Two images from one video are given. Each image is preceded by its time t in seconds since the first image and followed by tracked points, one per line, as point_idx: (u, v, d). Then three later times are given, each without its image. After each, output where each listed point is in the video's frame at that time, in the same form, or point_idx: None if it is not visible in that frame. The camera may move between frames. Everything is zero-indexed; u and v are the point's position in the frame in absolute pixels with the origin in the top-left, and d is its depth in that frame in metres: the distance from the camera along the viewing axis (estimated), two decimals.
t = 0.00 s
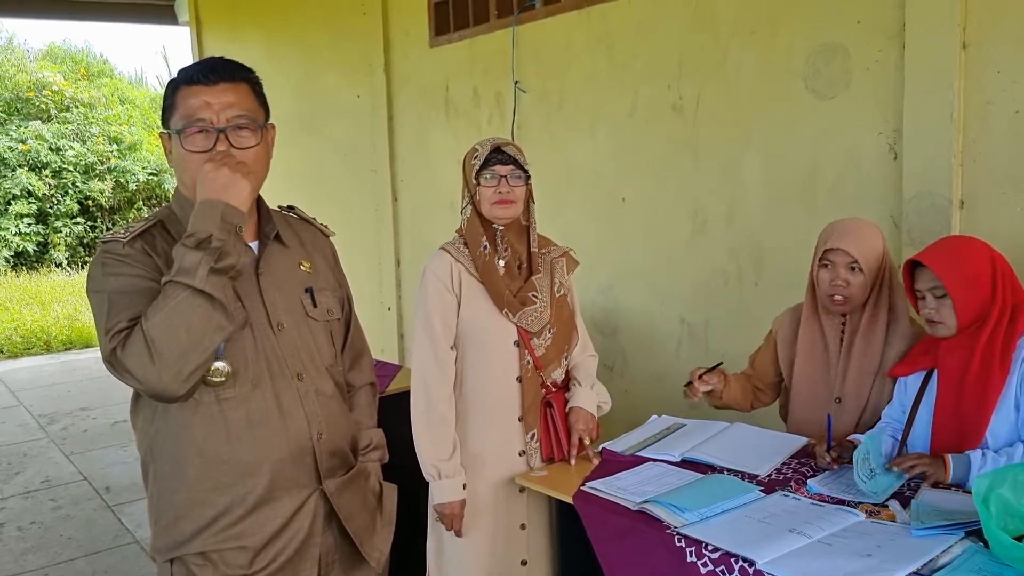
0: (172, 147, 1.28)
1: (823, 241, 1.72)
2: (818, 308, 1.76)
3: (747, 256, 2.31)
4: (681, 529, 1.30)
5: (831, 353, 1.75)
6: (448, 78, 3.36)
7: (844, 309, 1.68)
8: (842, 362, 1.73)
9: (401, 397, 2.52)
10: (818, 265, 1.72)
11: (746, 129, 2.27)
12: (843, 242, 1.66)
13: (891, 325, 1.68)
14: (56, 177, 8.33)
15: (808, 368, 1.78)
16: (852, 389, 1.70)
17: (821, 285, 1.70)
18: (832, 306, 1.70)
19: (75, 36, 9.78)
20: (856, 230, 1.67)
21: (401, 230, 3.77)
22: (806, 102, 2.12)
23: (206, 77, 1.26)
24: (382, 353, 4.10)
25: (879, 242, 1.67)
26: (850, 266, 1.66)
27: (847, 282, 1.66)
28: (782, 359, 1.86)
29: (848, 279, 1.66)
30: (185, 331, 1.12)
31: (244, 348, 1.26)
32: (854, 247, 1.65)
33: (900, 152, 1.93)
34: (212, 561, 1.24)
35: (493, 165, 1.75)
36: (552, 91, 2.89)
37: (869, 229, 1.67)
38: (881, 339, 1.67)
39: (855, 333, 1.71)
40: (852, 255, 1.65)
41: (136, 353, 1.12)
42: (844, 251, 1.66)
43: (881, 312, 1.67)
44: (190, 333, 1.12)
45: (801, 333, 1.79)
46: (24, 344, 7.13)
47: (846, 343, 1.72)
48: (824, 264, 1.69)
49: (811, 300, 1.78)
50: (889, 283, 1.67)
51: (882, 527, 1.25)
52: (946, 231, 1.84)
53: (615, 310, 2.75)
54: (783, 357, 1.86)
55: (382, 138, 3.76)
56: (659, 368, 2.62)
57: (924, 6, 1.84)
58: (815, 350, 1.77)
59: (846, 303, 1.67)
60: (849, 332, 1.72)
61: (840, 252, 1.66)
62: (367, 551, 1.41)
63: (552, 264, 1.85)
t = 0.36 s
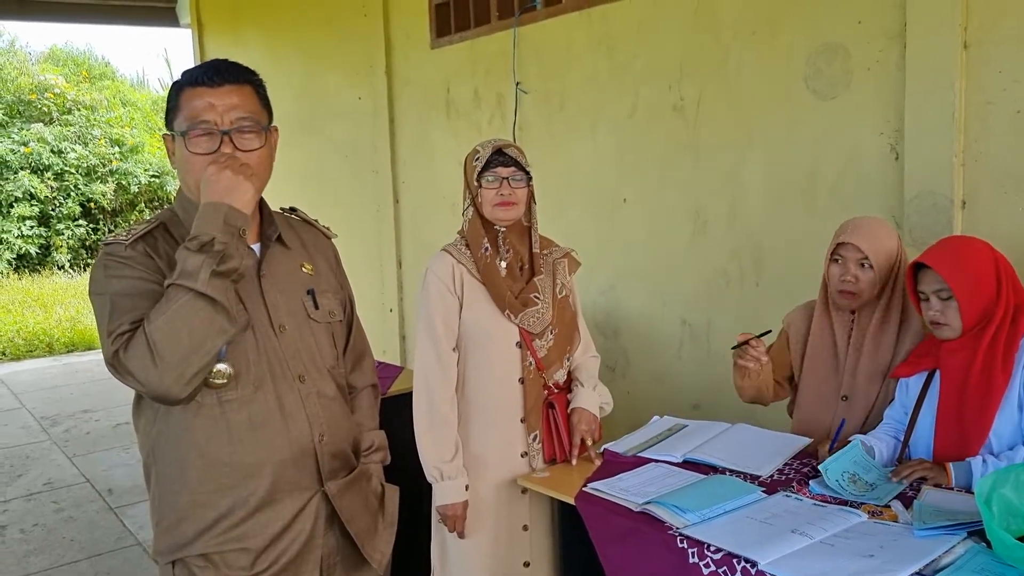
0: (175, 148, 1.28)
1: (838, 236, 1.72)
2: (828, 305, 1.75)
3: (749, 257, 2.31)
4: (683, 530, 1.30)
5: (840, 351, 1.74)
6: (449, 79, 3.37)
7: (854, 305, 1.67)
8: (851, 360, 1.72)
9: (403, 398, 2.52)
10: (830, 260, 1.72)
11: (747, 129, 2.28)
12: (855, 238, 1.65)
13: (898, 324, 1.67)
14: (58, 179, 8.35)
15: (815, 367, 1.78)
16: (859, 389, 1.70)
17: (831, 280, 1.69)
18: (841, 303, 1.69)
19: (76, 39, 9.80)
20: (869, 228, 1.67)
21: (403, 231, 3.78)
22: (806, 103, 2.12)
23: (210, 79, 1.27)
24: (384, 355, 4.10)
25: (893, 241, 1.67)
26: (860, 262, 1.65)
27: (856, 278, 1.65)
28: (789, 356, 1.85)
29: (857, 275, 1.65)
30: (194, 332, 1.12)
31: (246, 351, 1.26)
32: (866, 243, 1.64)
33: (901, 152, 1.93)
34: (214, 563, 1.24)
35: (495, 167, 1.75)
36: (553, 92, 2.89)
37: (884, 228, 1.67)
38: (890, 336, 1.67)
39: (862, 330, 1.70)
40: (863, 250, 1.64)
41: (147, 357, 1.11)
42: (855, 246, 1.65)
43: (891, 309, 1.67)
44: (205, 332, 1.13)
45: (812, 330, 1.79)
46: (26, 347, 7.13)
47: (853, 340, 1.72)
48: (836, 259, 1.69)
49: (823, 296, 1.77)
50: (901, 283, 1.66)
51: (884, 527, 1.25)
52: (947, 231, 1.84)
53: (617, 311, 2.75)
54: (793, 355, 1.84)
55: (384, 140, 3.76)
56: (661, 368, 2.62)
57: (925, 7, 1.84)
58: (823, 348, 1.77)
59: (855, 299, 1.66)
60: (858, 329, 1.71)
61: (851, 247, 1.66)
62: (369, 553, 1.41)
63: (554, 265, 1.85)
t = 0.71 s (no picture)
0: (179, 146, 1.27)
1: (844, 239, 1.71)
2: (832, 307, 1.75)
3: (750, 258, 2.31)
4: (683, 531, 1.30)
5: (842, 352, 1.74)
6: (450, 80, 3.37)
7: (857, 307, 1.66)
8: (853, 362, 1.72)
9: (404, 398, 2.52)
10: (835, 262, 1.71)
11: (748, 130, 2.28)
12: (860, 241, 1.65)
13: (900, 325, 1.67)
14: (60, 180, 8.34)
15: (817, 368, 1.78)
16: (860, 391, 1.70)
17: (835, 282, 1.69)
18: (844, 305, 1.69)
19: (78, 40, 9.82)
20: (875, 230, 1.66)
21: (404, 232, 3.78)
22: (807, 104, 2.12)
23: (215, 76, 1.28)
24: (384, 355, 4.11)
25: (899, 242, 1.66)
26: (864, 266, 1.64)
27: (860, 282, 1.64)
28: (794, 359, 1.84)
29: (861, 279, 1.64)
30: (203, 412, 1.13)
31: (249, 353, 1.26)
32: (871, 246, 1.64)
33: (902, 153, 1.93)
34: (214, 564, 1.24)
35: (497, 169, 1.75)
36: (553, 93, 2.89)
37: (891, 229, 1.66)
38: (892, 337, 1.67)
39: (864, 331, 1.70)
40: (867, 254, 1.63)
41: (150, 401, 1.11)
42: (860, 249, 1.64)
43: (894, 312, 1.66)
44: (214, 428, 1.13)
45: (816, 331, 1.78)
46: (28, 347, 7.13)
47: (855, 342, 1.71)
48: (840, 262, 1.68)
49: (828, 298, 1.77)
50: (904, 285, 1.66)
51: (884, 528, 1.25)
52: (948, 232, 1.84)
53: (618, 311, 2.75)
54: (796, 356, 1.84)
55: (385, 140, 3.76)
56: (661, 369, 2.62)
57: (925, 8, 1.84)
58: (826, 349, 1.76)
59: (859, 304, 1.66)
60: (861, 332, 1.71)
61: (856, 250, 1.65)
62: (369, 554, 1.41)
63: (554, 266, 1.85)
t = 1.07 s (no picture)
0: (194, 139, 1.28)
1: (843, 247, 1.71)
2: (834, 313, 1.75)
3: (751, 259, 2.31)
4: (685, 532, 1.30)
5: (845, 356, 1.74)
6: (451, 81, 3.37)
7: (862, 314, 1.67)
8: (855, 366, 1.72)
9: (406, 399, 2.53)
10: (836, 273, 1.71)
11: (749, 131, 2.28)
12: (864, 251, 1.64)
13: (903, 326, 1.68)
14: (61, 181, 8.34)
15: (819, 372, 1.78)
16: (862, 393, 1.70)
17: (840, 294, 1.69)
18: (848, 311, 1.69)
19: (79, 41, 9.83)
20: (875, 236, 1.66)
21: (405, 233, 3.78)
22: (808, 105, 2.12)
23: (229, 74, 1.32)
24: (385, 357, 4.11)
25: (897, 245, 1.67)
26: (869, 275, 1.65)
27: (865, 291, 1.65)
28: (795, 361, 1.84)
29: (866, 288, 1.65)
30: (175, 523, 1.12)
31: (260, 356, 1.27)
32: (875, 257, 1.64)
33: (904, 154, 1.93)
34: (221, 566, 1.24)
35: (501, 171, 1.75)
36: (555, 95, 2.89)
37: (888, 233, 1.67)
38: (893, 339, 1.67)
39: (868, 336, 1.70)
40: (872, 264, 1.63)
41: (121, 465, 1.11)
42: (864, 260, 1.64)
43: (898, 316, 1.67)
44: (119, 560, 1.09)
45: (817, 338, 1.78)
46: (29, 349, 7.12)
47: (858, 346, 1.72)
48: (844, 272, 1.68)
49: (828, 303, 1.77)
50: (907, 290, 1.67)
51: (885, 529, 1.25)
52: (950, 233, 1.84)
53: (619, 312, 2.75)
54: (795, 359, 1.83)
55: (386, 141, 3.77)
56: (662, 371, 2.62)
57: (926, 9, 1.84)
58: (828, 353, 1.77)
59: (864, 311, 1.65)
60: (864, 336, 1.71)
61: (861, 260, 1.65)
62: (375, 555, 1.41)
63: (556, 267, 1.85)
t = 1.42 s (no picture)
0: (207, 139, 1.28)
1: (840, 248, 1.71)
2: (832, 315, 1.75)
3: (754, 259, 2.31)
4: (689, 532, 1.30)
5: (846, 357, 1.74)
6: (454, 81, 3.38)
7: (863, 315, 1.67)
8: (856, 367, 1.72)
9: (409, 399, 2.53)
10: (834, 276, 1.71)
11: (752, 131, 2.28)
12: (862, 252, 1.64)
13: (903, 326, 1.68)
14: (63, 181, 8.35)
15: (816, 373, 1.77)
16: (864, 394, 1.70)
17: (839, 296, 1.69)
18: (848, 313, 1.68)
19: (82, 41, 9.84)
20: (871, 236, 1.66)
21: (407, 233, 3.78)
22: (812, 105, 2.12)
23: (244, 76, 1.32)
24: (388, 357, 4.11)
25: (892, 245, 1.67)
26: (868, 277, 1.65)
27: (865, 292, 1.65)
28: (794, 363, 1.84)
29: (866, 289, 1.65)
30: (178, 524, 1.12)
31: (257, 358, 1.27)
32: (874, 257, 1.64)
33: (907, 154, 1.93)
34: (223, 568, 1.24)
35: (504, 171, 1.75)
36: (558, 95, 2.89)
37: (883, 234, 1.67)
38: (894, 339, 1.67)
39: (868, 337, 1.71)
40: (871, 265, 1.64)
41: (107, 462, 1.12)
42: (864, 261, 1.64)
43: (898, 316, 1.67)
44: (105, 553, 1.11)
45: (814, 340, 1.78)
46: (32, 349, 7.12)
47: (858, 347, 1.72)
48: (843, 274, 1.68)
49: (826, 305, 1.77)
50: (906, 290, 1.67)
51: (889, 529, 1.25)
52: (953, 233, 1.84)
53: (621, 313, 2.75)
54: (796, 361, 1.83)
55: (388, 141, 3.77)
56: (665, 371, 2.62)
57: (930, 9, 1.84)
58: (827, 354, 1.76)
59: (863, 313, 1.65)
60: (864, 337, 1.71)
61: (859, 263, 1.65)
62: (377, 556, 1.41)
63: (560, 266, 1.85)
